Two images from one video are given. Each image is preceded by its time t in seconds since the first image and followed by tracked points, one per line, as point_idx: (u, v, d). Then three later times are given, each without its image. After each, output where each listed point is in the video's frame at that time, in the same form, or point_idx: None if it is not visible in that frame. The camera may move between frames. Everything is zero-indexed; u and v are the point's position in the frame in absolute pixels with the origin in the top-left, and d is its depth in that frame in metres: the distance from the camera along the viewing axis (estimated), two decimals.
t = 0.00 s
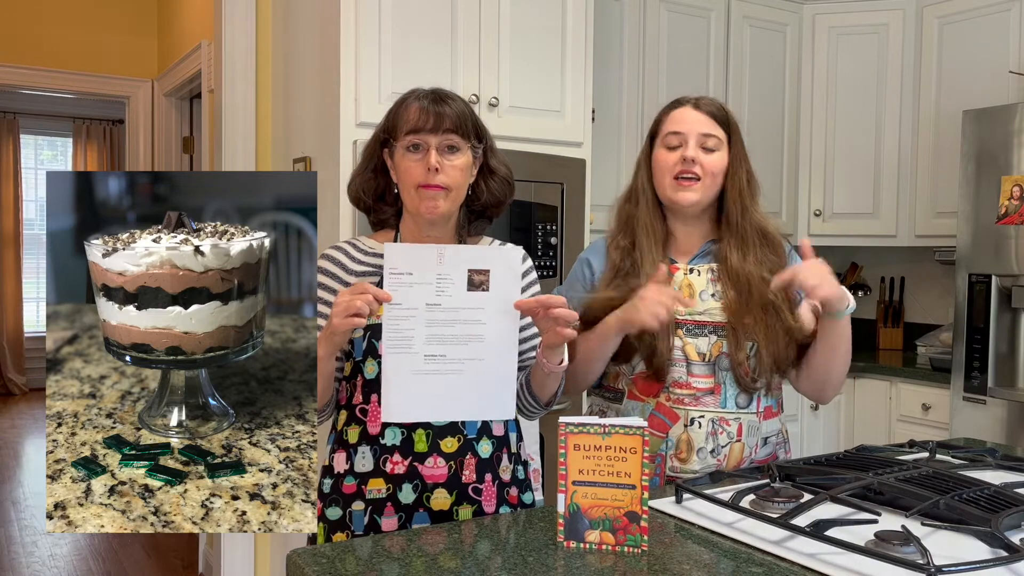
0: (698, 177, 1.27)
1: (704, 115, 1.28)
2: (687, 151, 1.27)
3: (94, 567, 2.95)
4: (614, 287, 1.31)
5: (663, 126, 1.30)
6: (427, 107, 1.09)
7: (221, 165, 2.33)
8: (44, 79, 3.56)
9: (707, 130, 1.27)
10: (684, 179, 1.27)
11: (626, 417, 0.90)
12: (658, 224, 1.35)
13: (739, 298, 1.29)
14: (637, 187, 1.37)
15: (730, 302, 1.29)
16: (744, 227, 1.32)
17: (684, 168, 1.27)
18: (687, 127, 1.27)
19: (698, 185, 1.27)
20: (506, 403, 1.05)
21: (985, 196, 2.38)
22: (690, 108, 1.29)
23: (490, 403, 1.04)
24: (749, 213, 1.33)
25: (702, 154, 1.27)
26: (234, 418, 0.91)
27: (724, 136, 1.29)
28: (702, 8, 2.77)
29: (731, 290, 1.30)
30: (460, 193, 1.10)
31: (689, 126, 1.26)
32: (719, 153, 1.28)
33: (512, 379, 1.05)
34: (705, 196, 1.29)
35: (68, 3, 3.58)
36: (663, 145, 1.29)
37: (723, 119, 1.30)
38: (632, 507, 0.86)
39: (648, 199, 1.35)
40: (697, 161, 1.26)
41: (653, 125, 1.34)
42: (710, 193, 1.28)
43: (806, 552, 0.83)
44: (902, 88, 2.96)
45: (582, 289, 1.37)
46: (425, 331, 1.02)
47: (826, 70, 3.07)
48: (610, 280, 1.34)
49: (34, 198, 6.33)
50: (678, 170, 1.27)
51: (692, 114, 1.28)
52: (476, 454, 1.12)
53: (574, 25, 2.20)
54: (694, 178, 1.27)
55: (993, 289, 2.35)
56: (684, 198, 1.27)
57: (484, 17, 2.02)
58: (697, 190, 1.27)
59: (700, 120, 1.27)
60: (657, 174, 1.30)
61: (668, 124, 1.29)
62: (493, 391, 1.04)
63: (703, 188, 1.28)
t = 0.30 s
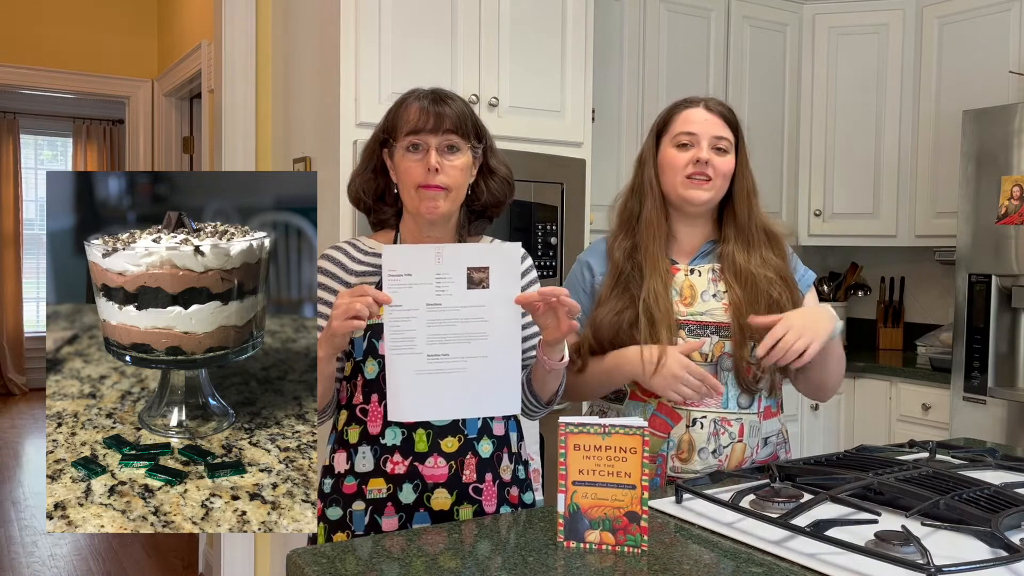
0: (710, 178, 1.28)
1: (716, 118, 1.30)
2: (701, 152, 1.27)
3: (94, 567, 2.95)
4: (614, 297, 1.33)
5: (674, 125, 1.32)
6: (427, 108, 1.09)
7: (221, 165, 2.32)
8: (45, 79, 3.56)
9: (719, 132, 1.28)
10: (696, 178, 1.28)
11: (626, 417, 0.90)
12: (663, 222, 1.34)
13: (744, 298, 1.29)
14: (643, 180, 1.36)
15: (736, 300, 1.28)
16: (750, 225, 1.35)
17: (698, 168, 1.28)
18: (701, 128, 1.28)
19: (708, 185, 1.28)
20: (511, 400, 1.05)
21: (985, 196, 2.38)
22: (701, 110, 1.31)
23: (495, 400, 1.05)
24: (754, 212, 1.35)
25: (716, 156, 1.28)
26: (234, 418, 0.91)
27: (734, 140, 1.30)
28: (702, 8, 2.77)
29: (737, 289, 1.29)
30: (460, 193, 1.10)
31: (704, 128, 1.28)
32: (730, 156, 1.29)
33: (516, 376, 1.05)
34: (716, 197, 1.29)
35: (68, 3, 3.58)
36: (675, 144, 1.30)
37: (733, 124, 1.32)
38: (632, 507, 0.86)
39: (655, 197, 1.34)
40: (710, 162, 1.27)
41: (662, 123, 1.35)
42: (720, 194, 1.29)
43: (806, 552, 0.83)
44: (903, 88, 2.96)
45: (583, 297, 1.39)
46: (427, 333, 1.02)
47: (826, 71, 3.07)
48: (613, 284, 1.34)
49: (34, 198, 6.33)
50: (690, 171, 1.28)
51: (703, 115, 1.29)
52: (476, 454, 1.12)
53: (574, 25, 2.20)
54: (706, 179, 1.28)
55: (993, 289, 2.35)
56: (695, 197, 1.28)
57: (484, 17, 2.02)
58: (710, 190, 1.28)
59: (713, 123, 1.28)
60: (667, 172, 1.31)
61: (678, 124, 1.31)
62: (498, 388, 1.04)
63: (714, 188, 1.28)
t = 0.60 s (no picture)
0: (706, 173, 1.29)
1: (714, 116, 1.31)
2: (698, 147, 1.29)
3: (95, 567, 2.96)
4: (609, 301, 1.32)
5: (671, 122, 1.33)
6: (426, 108, 1.10)
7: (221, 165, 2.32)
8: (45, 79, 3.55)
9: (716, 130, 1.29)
10: (692, 174, 1.29)
11: (626, 417, 0.90)
12: (658, 223, 1.34)
13: (737, 300, 1.29)
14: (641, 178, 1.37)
15: (729, 302, 1.29)
16: (745, 227, 1.35)
17: (694, 163, 1.29)
18: (698, 125, 1.29)
19: (704, 181, 1.29)
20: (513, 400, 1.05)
21: (985, 196, 2.38)
22: (699, 108, 1.32)
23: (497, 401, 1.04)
24: (751, 212, 1.35)
25: (712, 152, 1.29)
26: (234, 423, 1.11)
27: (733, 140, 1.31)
28: (702, 8, 2.77)
29: (730, 290, 1.29)
30: (460, 193, 1.10)
31: (700, 124, 1.29)
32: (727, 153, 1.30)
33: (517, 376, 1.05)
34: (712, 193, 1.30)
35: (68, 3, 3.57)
36: (672, 141, 1.31)
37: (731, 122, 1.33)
38: (632, 507, 0.86)
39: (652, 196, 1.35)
40: (706, 159, 1.28)
41: (660, 121, 1.36)
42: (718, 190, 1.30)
43: (806, 552, 0.83)
44: (902, 88, 2.96)
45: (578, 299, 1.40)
46: (427, 333, 1.02)
47: (826, 70, 3.07)
48: (605, 289, 1.34)
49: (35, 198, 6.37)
50: (686, 166, 1.29)
51: (702, 112, 1.30)
52: (476, 453, 1.12)
53: (574, 26, 2.20)
54: (702, 174, 1.29)
55: (993, 289, 2.35)
56: (690, 191, 1.28)
57: (484, 17, 2.02)
58: (706, 185, 1.29)
59: (711, 121, 1.30)
60: (663, 167, 1.32)
61: (677, 121, 1.32)
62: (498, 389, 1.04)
63: (711, 184, 1.29)
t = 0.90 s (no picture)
0: (698, 174, 1.28)
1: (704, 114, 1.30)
2: (688, 148, 1.28)
3: (94, 567, 2.96)
4: (608, 303, 1.33)
5: (663, 125, 1.33)
6: (433, 118, 1.09)
7: (221, 165, 2.32)
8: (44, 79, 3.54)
9: (706, 129, 1.29)
10: (684, 175, 1.29)
11: (626, 417, 0.90)
12: (656, 221, 1.35)
13: (733, 301, 1.29)
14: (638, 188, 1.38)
15: (726, 303, 1.29)
16: (743, 226, 1.34)
17: (685, 164, 1.28)
18: (688, 125, 1.29)
19: (698, 181, 1.29)
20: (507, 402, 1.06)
21: (985, 196, 2.38)
22: (688, 108, 1.32)
23: (491, 404, 1.05)
24: (746, 212, 1.34)
25: (703, 152, 1.29)
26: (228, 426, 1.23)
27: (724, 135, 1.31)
28: (702, 8, 2.77)
29: (728, 290, 1.30)
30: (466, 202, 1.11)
31: (690, 125, 1.29)
32: (719, 152, 1.29)
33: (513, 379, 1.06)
34: (706, 193, 1.30)
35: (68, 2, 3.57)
36: (663, 142, 1.31)
37: (721, 118, 1.32)
38: (632, 507, 0.86)
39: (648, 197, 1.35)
40: (698, 158, 1.28)
41: (654, 123, 1.36)
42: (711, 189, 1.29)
43: (806, 552, 0.83)
44: (903, 88, 2.96)
45: (578, 300, 1.40)
46: (424, 336, 1.02)
47: (826, 70, 3.07)
48: (604, 289, 1.35)
49: (35, 198, 6.41)
50: (679, 168, 1.29)
51: (691, 113, 1.30)
52: (477, 450, 1.11)
53: (574, 25, 2.20)
54: (696, 175, 1.29)
55: (993, 289, 2.35)
56: (685, 193, 1.28)
57: (484, 17, 2.02)
58: (699, 185, 1.29)
59: (700, 119, 1.29)
60: (657, 171, 1.32)
61: (668, 123, 1.32)
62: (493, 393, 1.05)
63: (703, 183, 1.29)
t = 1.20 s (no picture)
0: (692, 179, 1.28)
1: (688, 118, 1.30)
2: (676, 158, 1.29)
3: (94, 567, 2.96)
4: (619, 295, 1.31)
5: (652, 134, 1.34)
6: (424, 111, 1.09)
7: (221, 165, 2.32)
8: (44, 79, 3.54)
9: (693, 132, 1.29)
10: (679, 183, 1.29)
11: (626, 417, 0.90)
12: (661, 230, 1.36)
13: (740, 298, 1.29)
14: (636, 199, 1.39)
15: (734, 302, 1.29)
16: (743, 224, 1.32)
17: (677, 173, 1.28)
18: (674, 135, 1.29)
19: (693, 187, 1.28)
20: (508, 408, 1.05)
21: (985, 196, 2.37)
22: (673, 115, 1.31)
23: (493, 409, 1.04)
24: (745, 209, 1.32)
25: (693, 157, 1.29)
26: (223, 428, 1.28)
27: (715, 135, 1.30)
28: (702, 8, 2.77)
29: (735, 289, 1.30)
30: (462, 194, 1.10)
31: (675, 133, 1.29)
32: (710, 154, 1.29)
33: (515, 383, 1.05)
34: (702, 198, 1.30)
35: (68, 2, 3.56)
36: (654, 155, 1.33)
37: (711, 119, 1.30)
38: (632, 507, 0.86)
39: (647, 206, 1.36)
40: (688, 166, 1.28)
41: (645, 133, 1.37)
42: (707, 193, 1.30)
43: (806, 552, 0.83)
44: (903, 88, 2.96)
45: (588, 291, 1.40)
46: (426, 339, 1.02)
47: (826, 71, 3.07)
48: (615, 283, 1.33)
49: (34, 198, 6.41)
50: (673, 178, 1.29)
51: (673, 120, 1.30)
52: (477, 451, 1.11)
53: (574, 25, 2.20)
54: (689, 181, 1.28)
55: (993, 289, 2.35)
56: (682, 202, 1.28)
57: (484, 17, 2.02)
58: (694, 191, 1.28)
59: (685, 125, 1.29)
60: (654, 181, 1.32)
61: (655, 134, 1.32)
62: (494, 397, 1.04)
63: (698, 188, 1.29)
